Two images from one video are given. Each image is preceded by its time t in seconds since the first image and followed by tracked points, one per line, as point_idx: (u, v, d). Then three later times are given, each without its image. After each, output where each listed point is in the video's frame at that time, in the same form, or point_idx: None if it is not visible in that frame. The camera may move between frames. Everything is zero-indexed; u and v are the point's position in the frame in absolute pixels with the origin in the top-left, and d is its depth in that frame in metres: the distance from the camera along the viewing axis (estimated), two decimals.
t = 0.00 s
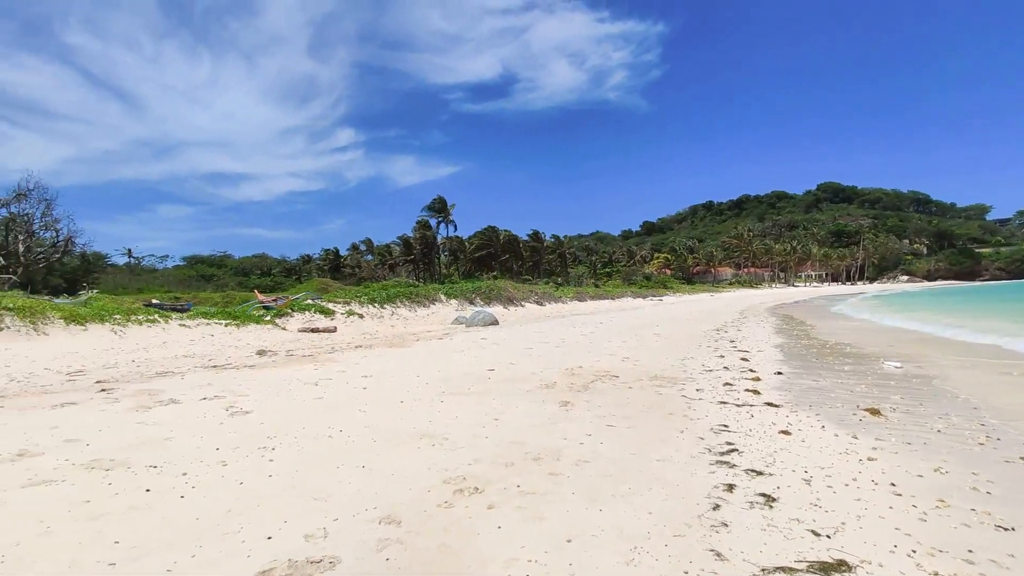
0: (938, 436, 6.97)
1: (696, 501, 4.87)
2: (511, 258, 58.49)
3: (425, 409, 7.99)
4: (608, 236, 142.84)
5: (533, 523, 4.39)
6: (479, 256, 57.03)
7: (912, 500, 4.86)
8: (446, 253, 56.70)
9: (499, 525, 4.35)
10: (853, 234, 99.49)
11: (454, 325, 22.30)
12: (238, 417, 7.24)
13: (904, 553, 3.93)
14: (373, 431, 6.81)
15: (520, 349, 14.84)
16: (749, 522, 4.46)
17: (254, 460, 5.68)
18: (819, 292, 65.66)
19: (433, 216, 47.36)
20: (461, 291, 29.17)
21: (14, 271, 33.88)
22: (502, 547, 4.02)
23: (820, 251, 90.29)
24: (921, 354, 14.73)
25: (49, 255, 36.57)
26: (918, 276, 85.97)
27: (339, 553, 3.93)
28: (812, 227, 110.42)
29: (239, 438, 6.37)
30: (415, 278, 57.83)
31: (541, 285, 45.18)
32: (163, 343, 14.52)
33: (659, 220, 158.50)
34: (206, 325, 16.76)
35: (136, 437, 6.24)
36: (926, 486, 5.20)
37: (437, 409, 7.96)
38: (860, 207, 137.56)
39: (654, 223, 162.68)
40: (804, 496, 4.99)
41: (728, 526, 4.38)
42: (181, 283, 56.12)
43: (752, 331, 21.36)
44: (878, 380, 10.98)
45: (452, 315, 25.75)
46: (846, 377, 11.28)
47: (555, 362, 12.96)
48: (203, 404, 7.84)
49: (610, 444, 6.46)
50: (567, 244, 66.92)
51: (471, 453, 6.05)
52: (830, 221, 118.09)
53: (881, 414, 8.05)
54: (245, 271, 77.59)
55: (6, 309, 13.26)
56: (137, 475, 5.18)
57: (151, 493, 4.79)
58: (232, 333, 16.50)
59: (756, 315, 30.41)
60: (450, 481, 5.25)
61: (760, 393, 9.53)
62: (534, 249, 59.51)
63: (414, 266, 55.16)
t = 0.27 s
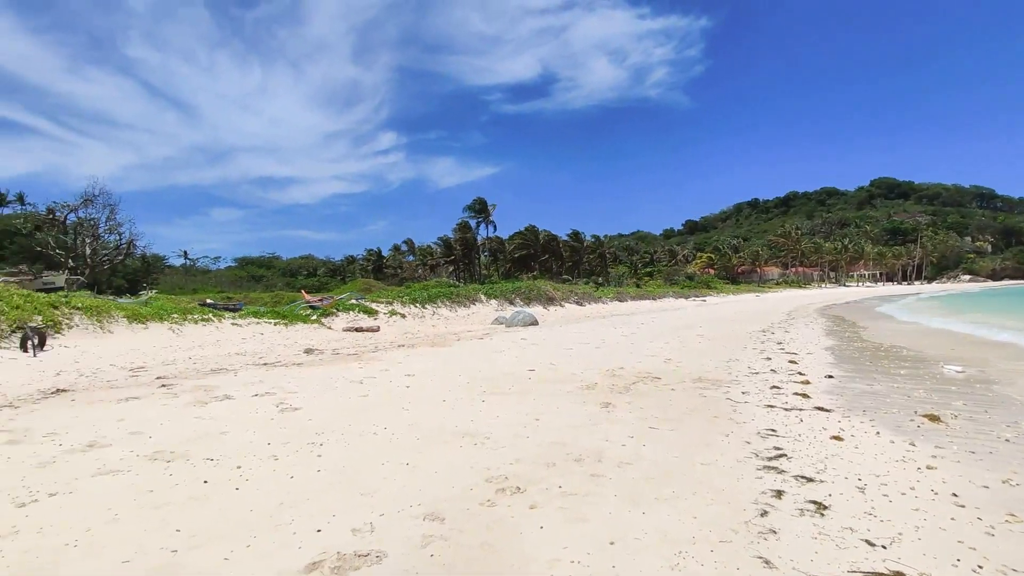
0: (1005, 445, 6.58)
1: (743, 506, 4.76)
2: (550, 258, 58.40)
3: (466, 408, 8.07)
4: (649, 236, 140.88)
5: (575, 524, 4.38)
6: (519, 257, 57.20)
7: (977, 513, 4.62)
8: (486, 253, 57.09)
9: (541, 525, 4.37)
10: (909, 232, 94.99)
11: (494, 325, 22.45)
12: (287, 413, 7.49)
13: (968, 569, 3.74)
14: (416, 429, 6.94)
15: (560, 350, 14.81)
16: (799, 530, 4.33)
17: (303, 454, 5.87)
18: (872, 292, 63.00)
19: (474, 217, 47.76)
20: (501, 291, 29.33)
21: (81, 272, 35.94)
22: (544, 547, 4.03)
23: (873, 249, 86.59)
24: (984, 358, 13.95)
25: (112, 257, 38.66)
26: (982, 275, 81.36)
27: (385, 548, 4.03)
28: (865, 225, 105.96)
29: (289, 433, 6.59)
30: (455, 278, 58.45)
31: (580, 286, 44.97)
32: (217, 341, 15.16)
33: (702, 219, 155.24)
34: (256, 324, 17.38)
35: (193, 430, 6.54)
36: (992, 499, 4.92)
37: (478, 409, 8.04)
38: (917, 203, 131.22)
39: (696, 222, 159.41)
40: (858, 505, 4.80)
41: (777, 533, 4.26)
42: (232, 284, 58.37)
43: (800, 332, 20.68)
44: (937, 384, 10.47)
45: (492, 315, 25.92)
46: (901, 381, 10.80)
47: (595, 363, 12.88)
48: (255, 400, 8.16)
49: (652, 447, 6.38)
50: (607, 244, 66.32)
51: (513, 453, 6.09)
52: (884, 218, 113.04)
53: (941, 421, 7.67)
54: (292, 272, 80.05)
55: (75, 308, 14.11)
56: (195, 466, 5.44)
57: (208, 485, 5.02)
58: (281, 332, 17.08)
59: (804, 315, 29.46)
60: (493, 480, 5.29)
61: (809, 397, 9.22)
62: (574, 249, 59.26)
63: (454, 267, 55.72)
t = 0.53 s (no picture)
0: None
1: (791, 512, 4.63)
2: (590, 257, 57.97)
3: (507, 406, 8.12)
4: (692, 234, 138.10)
5: (617, 524, 4.35)
6: (559, 256, 57.01)
7: None
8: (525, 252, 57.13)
9: (582, 524, 4.36)
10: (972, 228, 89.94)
11: (534, 324, 22.45)
12: (333, 408, 7.70)
13: None
14: (457, 426, 7.03)
15: (600, 349, 14.70)
16: (851, 538, 4.18)
17: (349, 449, 6.03)
18: (930, 292, 59.97)
19: (514, 216, 47.85)
20: (540, 290, 29.31)
21: (142, 271, 37.89)
22: (586, 547, 4.02)
23: (932, 246, 82.37)
24: None
25: (170, 257, 40.49)
26: None
27: (429, 542, 4.10)
28: (922, 221, 100.99)
29: (336, 428, 6.78)
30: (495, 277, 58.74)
31: (621, 285, 44.50)
32: (266, 338, 15.70)
33: (747, 216, 151.07)
34: (303, 322, 17.93)
35: (246, 423, 6.81)
36: None
37: (519, 407, 8.07)
38: (981, 198, 124.11)
39: (741, 220, 155.19)
40: (915, 514, 4.59)
41: (827, 541, 4.13)
42: (281, 282, 60.39)
43: (852, 333, 19.89)
44: (1002, 389, 9.89)
45: (532, 314, 25.94)
46: (963, 386, 10.25)
47: (636, 362, 12.73)
48: (303, 395, 8.42)
49: (696, 449, 6.27)
50: (648, 242, 65.35)
51: (553, 451, 6.09)
52: (944, 214, 107.38)
53: (1007, 428, 7.25)
54: (336, 271, 82.12)
55: (136, 305, 14.85)
56: (248, 458, 5.67)
57: (260, 476, 5.22)
58: (326, 329, 17.55)
59: (856, 315, 28.34)
60: (533, 478, 5.31)
61: (861, 400, 8.87)
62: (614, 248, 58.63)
63: (494, 266, 56.05)
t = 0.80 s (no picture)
0: None
1: (843, 519, 4.46)
2: (632, 255, 57.20)
3: (547, 404, 8.12)
4: (738, 231, 134.42)
5: (658, 526, 4.29)
6: (600, 254, 56.49)
7: None
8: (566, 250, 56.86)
9: (624, 525, 4.32)
10: None
11: (574, 322, 22.34)
12: (377, 402, 7.88)
13: None
14: (499, 423, 7.08)
15: (642, 348, 14.50)
16: (908, 549, 3.99)
17: (392, 443, 6.16)
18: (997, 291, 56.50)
19: (555, 213, 47.69)
20: (581, 288, 29.13)
21: (198, 269, 39.68)
22: (627, 547, 3.99)
23: (1000, 243, 77.56)
24: None
25: (224, 255, 42.19)
26: None
27: (470, 536, 4.16)
28: (989, 216, 95.25)
29: (379, 422, 6.93)
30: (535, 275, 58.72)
31: (663, 283, 43.76)
32: (313, 334, 16.17)
33: (797, 212, 145.97)
34: (348, 318, 18.40)
35: (295, 416, 7.05)
36: None
37: (560, 405, 8.06)
38: None
39: (791, 216, 150.00)
40: (979, 526, 4.35)
41: (882, 550, 3.96)
42: (327, 279, 62.16)
43: (910, 334, 18.95)
44: None
45: (573, 312, 25.80)
46: None
47: (679, 361, 12.50)
48: (348, 389, 8.64)
49: (742, 451, 6.12)
50: (692, 240, 63.98)
51: (595, 450, 6.06)
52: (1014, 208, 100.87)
53: None
54: (380, 268, 83.82)
55: (192, 301, 15.56)
56: (296, 449, 5.86)
57: (308, 467, 5.40)
58: (370, 326, 17.95)
59: (915, 315, 27.01)
60: (574, 476, 5.30)
61: (920, 405, 8.45)
62: (657, 246, 57.66)
63: (535, 264, 56.08)
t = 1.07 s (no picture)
0: None
1: (897, 526, 4.28)
2: (676, 251, 56.15)
3: (587, 401, 8.09)
4: (787, 226, 130.02)
5: (700, 527, 4.23)
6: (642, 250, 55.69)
7: None
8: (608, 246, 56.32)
9: (665, 524, 4.27)
10: None
11: (616, 319, 22.12)
12: (419, 396, 8.03)
13: None
14: (539, 419, 7.10)
15: (685, 346, 14.24)
16: (969, 561, 3.80)
17: (434, 436, 6.27)
18: None
19: (596, 210, 47.30)
20: (623, 285, 28.81)
21: (250, 265, 41.26)
22: (668, 547, 3.95)
23: None
24: None
25: (274, 252, 43.74)
26: None
27: (510, 531, 4.19)
28: None
29: (422, 416, 7.07)
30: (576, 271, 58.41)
31: (708, 280, 42.81)
32: (358, 328, 16.58)
33: (851, 207, 140.00)
34: (392, 313, 18.78)
35: (341, 408, 7.26)
36: None
37: (600, 402, 8.02)
38: None
39: (844, 211, 144.00)
40: None
41: (939, 561, 3.79)
42: (371, 275, 63.61)
43: (974, 335, 17.92)
44: None
45: (614, 309, 25.56)
46: None
47: (723, 360, 12.22)
48: (391, 383, 8.83)
49: (789, 453, 5.94)
50: (738, 236, 62.31)
51: (636, 449, 6.01)
52: None
53: None
54: (423, 264, 85.15)
55: (244, 296, 16.20)
56: (342, 440, 6.04)
57: (353, 458, 5.56)
58: (413, 321, 18.26)
59: (980, 315, 25.51)
60: (615, 475, 5.26)
61: (984, 410, 7.99)
62: (702, 242, 56.40)
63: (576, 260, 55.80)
